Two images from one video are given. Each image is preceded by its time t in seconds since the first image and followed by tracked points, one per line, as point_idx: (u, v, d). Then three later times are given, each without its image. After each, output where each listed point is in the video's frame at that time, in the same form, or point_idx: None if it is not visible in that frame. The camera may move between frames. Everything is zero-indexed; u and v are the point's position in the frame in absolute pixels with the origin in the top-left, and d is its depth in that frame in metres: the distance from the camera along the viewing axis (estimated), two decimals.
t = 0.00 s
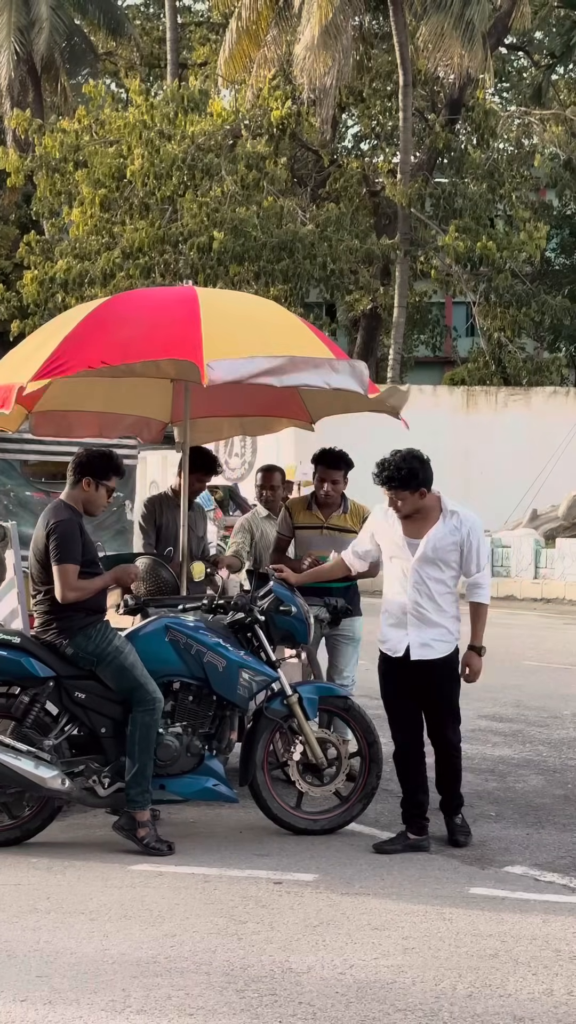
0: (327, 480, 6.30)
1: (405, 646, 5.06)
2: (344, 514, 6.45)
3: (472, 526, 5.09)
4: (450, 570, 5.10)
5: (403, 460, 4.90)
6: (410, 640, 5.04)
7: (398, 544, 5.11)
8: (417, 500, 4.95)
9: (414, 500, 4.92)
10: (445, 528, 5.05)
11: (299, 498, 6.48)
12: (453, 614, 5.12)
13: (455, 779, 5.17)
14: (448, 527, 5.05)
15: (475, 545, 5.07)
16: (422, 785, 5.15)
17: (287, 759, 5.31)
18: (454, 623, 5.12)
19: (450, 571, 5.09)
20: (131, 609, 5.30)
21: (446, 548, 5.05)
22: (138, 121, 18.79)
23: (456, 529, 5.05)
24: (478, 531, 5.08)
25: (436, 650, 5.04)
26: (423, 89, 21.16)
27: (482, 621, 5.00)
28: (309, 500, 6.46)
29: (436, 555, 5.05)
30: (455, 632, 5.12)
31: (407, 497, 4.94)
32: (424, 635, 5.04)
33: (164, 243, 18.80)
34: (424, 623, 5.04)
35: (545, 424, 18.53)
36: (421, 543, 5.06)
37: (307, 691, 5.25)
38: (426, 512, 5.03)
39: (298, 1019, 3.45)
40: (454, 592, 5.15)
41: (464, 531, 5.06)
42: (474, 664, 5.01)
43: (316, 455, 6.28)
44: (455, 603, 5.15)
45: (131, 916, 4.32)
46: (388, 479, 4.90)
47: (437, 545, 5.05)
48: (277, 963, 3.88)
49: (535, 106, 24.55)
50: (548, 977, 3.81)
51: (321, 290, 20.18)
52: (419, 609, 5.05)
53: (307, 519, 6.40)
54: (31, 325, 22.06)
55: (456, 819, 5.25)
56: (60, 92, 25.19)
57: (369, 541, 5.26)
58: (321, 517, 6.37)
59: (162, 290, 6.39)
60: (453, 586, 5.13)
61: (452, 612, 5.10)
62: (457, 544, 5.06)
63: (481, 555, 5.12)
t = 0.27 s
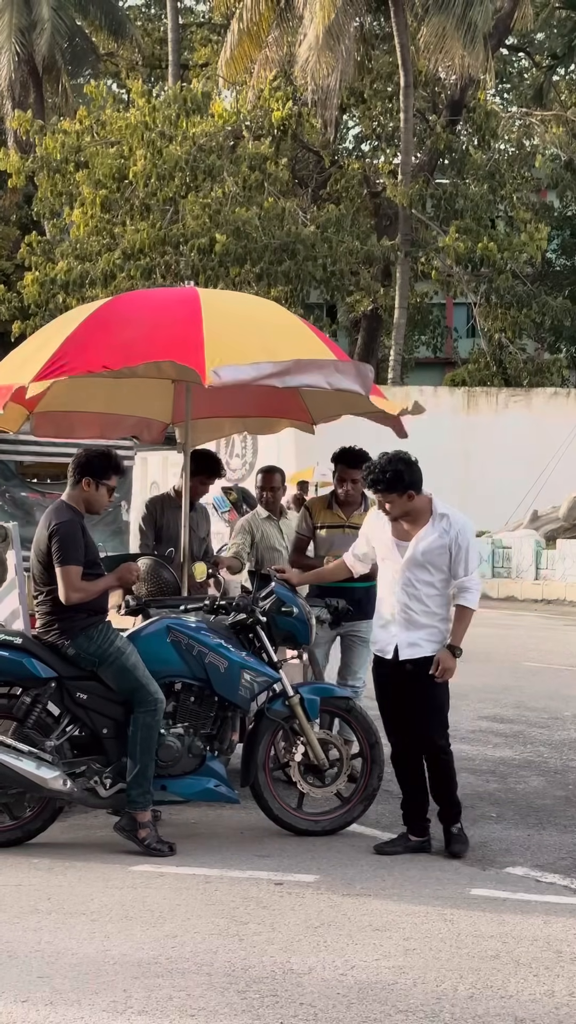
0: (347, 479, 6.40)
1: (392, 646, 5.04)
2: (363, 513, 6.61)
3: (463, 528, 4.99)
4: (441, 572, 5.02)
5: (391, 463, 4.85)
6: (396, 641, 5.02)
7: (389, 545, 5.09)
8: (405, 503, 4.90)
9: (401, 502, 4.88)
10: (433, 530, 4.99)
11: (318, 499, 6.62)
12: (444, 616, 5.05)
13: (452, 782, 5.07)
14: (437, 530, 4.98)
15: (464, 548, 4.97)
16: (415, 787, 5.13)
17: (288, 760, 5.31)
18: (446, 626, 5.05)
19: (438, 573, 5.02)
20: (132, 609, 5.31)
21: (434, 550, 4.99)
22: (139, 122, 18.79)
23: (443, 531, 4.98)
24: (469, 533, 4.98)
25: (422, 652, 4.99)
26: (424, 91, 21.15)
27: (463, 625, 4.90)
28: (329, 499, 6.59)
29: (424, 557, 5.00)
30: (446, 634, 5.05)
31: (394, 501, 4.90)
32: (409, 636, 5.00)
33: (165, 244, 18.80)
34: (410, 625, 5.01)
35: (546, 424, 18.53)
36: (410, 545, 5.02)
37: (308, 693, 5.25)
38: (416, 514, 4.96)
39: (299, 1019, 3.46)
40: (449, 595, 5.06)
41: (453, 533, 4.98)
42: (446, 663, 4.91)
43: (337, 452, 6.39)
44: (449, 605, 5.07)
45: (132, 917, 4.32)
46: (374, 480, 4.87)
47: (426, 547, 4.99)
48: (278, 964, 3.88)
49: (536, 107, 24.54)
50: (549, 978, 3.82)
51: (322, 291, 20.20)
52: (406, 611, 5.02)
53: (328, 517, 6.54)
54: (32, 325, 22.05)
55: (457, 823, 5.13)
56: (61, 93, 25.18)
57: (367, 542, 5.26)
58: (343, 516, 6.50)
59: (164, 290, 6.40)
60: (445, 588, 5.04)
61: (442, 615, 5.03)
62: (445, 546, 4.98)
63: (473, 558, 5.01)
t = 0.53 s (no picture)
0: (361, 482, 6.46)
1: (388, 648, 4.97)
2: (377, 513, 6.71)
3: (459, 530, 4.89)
4: (437, 575, 4.93)
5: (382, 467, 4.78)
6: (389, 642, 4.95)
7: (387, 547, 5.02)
8: (399, 506, 4.82)
9: (395, 505, 4.81)
10: (428, 533, 4.91)
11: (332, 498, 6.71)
12: (442, 619, 4.95)
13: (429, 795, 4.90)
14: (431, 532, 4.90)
15: (459, 550, 4.87)
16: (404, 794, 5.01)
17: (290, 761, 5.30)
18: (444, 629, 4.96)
19: (434, 576, 4.93)
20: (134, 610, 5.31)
21: (429, 553, 4.90)
22: (141, 123, 18.80)
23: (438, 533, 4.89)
24: (464, 536, 4.87)
25: (415, 653, 4.90)
26: (426, 92, 21.14)
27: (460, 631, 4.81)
28: (343, 499, 6.69)
29: (419, 560, 4.92)
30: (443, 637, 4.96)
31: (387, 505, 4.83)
32: (402, 637, 4.92)
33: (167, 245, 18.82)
34: (403, 627, 4.93)
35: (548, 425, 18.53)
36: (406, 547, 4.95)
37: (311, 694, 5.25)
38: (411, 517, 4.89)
39: (301, 1020, 3.46)
40: (447, 598, 4.97)
41: (448, 535, 4.88)
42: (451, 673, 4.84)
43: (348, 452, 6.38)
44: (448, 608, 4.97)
45: (134, 917, 4.33)
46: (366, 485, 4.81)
47: (421, 548, 4.91)
48: (281, 964, 3.89)
49: (538, 108, 24.56)
50: (550, 979, 3.82)
51: (324, 293, 20.21)
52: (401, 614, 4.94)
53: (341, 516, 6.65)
54: (33, 326, 22.05)
55: (423, 843, 4.95)
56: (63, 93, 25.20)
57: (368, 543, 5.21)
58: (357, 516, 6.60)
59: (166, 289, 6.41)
60: (443, 591, 4.95)
61: (438, 617, 4.94)
62: (441, 548, 4.89)
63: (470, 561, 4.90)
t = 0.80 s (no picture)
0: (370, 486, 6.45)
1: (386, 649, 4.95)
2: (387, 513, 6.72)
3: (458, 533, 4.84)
4: (435, 578, 4.90)
5: (379, 474, 4.73)
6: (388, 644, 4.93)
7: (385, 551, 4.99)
8: (396, 512, 4.77)
9: (391, 512, 4.75)
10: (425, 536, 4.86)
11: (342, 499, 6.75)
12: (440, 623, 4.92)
13: (418, 800, 4.86)
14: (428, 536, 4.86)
15: (457, 554, 4.83)
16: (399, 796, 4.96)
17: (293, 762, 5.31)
18: (444, 630, 4.93)
19: (433, 579, 4.90)
20: (137, 611, 5.32)
21: (428, 557, 4.87)
22: (144, 125, 18.82)
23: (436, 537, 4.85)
24: (462, 541, 4.83)
25: (412, 657, 4.87)
26: (429, 92, 21.14)
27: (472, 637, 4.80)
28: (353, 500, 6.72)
29: (418, 563, 4.89)
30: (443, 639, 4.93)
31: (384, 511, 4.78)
32: (399, 641, 4.90)
33: (170, 247, 18.82)
34: (402, 630, 4.91)
35: (551, 425, 18.52)
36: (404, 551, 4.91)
37: (314, 695, 5.25)
38: (409, 521, 4.84)
39: (305, 1020, 3.47)
40: (448, 600, 4.93)
41: (446, 538, 4.84)
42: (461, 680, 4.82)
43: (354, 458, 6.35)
44: (448, 609, 4.94)
45: (137, 918, 4.32)
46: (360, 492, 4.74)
47: (420, 554, 4.88)
48: (284, 965, 3.88)
49: (540, 109, 24.58)
50: (554, 979, 3.81)
51: (326, 294, 20.20)
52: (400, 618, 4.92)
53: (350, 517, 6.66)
54: (36, 327, 22.06)
55: (413, 847, 4.93)
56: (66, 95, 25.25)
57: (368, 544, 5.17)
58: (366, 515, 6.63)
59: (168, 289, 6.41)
60: (443, 593, 4.92)
61: (438, 619, 4.91)
62: (439, 551, 4.86)
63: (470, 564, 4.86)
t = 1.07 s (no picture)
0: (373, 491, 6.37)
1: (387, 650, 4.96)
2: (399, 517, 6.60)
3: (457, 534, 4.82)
4: (435, 578, 4.88)
5: (376, 472, 4.73)
6: (388, 645, 4.94)
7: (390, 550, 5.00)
8: (393, 512, 4.77)
9: (388, 511, 4.76)
10: (424, 536, 4.85)
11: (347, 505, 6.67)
12: (439, 625, 4.90)
13: (421, 803, 4.86)
14: (427, 537, 4.84)
15: (456, 555, 4.80)
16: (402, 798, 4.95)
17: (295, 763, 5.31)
18: (445, 632, 4.91)
19: (432, 580, 4.88)
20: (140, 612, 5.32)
21: (427, 557, 4.85)
22: (146, 126, 18.83)
23: (434, 536, 4.83)
24: (460, 543, 4.80)
25: (409, 658, 4.87)
26: (430, 93, 21.15)
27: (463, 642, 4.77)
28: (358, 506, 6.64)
29: (417, 563, 4.88)
30: (444, 640, 4.91)
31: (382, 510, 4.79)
32: (398, 641, 4.90)
33: (173, 248, 18.84)
34: (401, 630, 4.92)
35: (553, 425, 18.50)
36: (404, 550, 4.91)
37: (316, 696, 5.25)
38: (409, 521, 4.84)
39: (307, 1020, 3.47)
40: (449, 602, 4.91)
41: (445, 538, 4.82)
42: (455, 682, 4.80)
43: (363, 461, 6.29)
44: (450, 611, 4.92)
45: (140, 919, 4.32)
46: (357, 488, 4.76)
47: (419, 555, 4.87)
48: (286, 966, 3.89)
49: (542, 110, 24.59)
50: (557, 979, 3.81)
51: (328, 294, 20.20)
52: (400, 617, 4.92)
53: (355, 525, 6.62)
54: (38, 328, 22.06)
55: (416, 849, 4.92)
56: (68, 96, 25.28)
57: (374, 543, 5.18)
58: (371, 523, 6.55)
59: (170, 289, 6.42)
60: (443, 595, 4.90)
61: (436, 621, 4.89)
62: (438, 552, 4.83)
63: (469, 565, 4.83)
